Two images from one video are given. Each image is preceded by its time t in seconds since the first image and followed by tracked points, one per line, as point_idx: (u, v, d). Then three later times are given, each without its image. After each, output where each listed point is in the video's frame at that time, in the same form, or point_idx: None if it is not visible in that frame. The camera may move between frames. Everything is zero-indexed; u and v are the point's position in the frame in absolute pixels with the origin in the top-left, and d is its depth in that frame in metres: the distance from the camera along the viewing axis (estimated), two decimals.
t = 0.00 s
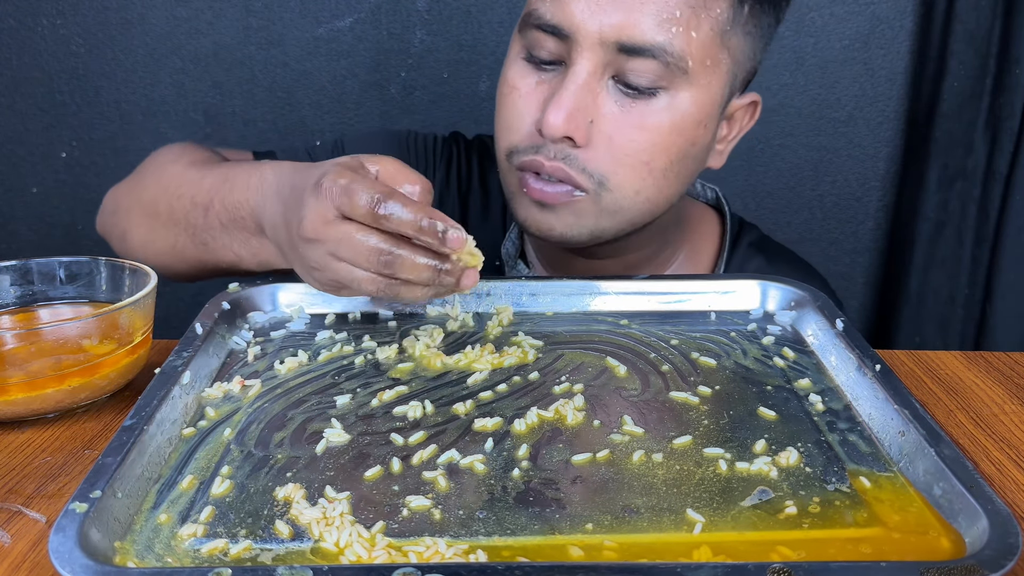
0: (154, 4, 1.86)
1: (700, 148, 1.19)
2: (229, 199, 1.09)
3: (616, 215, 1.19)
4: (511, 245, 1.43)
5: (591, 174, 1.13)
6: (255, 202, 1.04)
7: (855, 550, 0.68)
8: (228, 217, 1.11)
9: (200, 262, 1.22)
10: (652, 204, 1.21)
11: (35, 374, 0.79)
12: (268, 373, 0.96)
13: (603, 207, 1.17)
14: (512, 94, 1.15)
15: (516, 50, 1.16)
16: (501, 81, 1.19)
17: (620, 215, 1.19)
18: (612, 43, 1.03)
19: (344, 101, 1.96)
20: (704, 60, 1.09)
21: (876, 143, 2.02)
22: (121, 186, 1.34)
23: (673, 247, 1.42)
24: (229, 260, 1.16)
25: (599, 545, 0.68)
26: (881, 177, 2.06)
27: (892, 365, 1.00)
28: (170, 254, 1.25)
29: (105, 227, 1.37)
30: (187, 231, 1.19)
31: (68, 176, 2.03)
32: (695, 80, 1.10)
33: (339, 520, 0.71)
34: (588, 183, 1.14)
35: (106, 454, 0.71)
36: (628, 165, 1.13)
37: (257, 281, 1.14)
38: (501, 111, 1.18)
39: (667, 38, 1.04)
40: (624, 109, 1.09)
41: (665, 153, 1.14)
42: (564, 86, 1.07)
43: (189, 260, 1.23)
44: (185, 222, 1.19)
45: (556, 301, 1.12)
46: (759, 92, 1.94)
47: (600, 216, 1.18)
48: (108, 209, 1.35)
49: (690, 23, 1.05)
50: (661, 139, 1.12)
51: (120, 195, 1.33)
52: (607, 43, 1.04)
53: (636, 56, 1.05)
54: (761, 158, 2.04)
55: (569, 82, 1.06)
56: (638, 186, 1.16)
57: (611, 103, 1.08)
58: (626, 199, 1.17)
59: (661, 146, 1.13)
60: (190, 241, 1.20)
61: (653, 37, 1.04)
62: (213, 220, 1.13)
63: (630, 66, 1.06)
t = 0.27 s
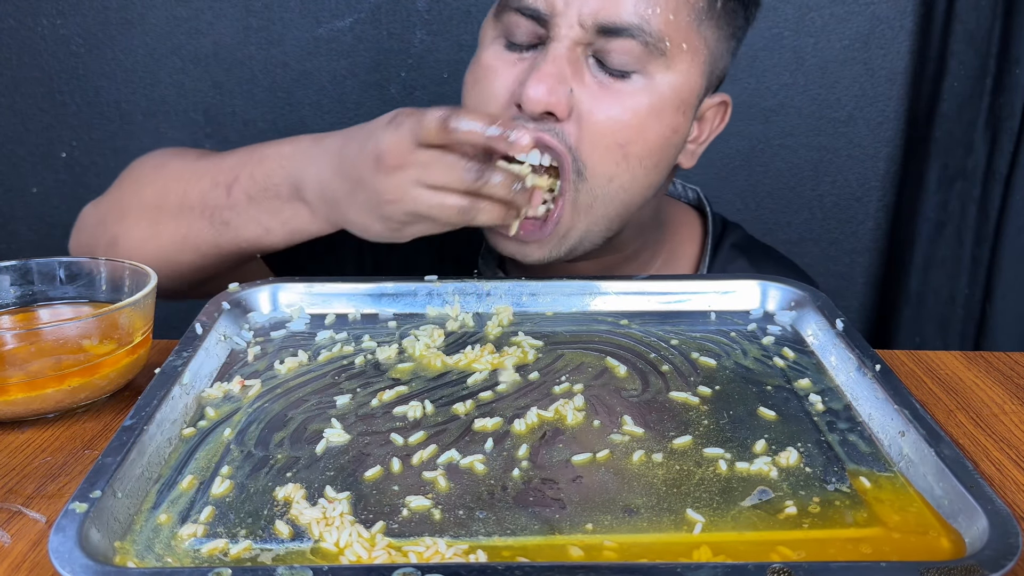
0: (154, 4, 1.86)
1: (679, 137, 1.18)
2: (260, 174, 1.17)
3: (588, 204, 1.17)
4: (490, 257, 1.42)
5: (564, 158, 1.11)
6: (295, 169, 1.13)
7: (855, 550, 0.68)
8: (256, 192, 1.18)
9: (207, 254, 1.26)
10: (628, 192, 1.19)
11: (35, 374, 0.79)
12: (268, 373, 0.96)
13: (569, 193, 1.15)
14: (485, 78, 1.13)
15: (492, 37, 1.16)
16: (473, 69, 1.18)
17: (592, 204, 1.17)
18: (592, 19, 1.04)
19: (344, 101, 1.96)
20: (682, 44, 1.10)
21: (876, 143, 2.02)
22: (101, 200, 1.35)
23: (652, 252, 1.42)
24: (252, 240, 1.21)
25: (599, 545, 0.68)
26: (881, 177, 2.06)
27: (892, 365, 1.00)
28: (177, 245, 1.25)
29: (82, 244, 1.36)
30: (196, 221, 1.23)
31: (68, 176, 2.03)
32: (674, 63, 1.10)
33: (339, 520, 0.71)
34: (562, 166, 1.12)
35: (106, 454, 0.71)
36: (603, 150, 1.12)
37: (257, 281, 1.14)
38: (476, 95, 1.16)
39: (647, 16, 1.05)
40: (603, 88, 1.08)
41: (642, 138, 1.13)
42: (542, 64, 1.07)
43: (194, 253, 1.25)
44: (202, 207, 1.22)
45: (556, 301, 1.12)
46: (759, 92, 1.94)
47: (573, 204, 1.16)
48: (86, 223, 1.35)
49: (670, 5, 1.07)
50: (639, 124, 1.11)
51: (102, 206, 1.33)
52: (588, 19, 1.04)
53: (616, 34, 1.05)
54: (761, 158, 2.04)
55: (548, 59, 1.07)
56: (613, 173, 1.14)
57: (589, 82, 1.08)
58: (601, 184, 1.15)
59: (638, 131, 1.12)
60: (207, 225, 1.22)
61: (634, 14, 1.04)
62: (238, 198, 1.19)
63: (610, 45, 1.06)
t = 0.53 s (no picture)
0: (154, 4, 1.86)
1: (657, 147, 1.17)
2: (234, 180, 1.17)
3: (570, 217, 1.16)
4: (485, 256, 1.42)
5: (543, 173, 1.11)
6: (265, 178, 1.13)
7: (855, 550, 0.68)
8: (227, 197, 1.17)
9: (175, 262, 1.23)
10: (604, 203, 1.18)
11: (35, 374, 0.79)
12: (268, 373, 0.96)
13: (550, 206, 1.14)
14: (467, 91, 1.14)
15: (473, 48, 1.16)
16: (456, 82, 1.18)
17: (574, 216, 1.16)
18: (569, 35, 1.03)
19: (345, 101, 1.96)
20: (662, 56, 1.09)
21: (876, 143, 2.02)
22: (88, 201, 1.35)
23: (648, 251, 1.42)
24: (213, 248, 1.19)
25: (599, 545, 0.68)
26: (881, 177, 2.06)
27: (892, 365, 1.00)
28: (148, 249, 1.23)
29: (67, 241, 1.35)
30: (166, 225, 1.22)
31: (68, 176, 2.03)
32: (653, 75, 1.10)
33: (339, 520, 0.71)
34: (540, 181, 1.11)
35: (106, 454, 0.71)
36: (582, 164, 1.11)
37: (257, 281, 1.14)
38: (457, 108, 1.16)
39: (625, 30, 1.04)
40: (580, 105, 1.08)
41: (619, 151, 1.12)
42: (519, 80, 1.06)
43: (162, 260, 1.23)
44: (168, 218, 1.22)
45: (556, 301, 1.12)
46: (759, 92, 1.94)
47: (554, 219, 1.16)
48: (72, 222, 1.34)
49: (648, 18, 1.06)
50: (617, 137, 1.11)
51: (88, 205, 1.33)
52: (564, 34, 1.03)
53: (593, 49, 1.04)
54: (761, 158, 2.04)
55: (524, 75, 1.06)
56: (589, 186, 1.14)
57: (566, 97, 1.07)
58: (578, 198, 1.15)
59: (615, 144, 1.11)
60: (169, 234, 1.22)
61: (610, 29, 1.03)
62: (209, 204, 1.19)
63: (587, 59, 1.05)
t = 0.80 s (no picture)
0: (154, 4, 1.86)
1: (678, 144, 1.19)
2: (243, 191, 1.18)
3: (597, 218, 1.18)
4: (493, 248, 1.41)
5: (570, 180, 1.13)
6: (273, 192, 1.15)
7: (855, 550, 0.68)
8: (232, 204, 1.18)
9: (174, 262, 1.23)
10: (631, 205, 1.20)
11: (35, 374, 0.79)
12: (268, 373, 0.96)
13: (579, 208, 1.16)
14: (483, 103, 1.14)
15: (484, 59, 1.16)
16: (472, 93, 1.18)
17: (600, 217, 1.18)
18: (584, 49, 1.03)
19: (344, 101, 1.96)
20: (678, 57, 1.10)
21: (876, 143, 2.02)
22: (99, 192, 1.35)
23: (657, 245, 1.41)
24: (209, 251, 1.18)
25: (599, 545, 0.68)
26: (881, 177, 2.06)
27: (892, 365, 1.00)
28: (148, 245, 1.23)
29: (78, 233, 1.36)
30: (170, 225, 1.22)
31: (68, 176, 2.03)
32: (671, 77, 1.10)
33: (339, 520, 0.71)
34: (567, 188, 1.13)
35: (106, 454, 0.71)
36: (607, 168, 1.13)
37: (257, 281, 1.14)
38: (475, 120, 1.17)
39: (639, 38, 1.04)
40: (601, 114, 1.09)
41: (643, 153, 1.14)
42: (538, 96, 1.07)
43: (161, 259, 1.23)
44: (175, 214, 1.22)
45: (556, 301, 1.12)
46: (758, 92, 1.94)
47: (582, 221, 1.17)
48: (82, 213, 1.35)
49: (661, 23, 1.06)
50: (640, 140, 1.12)
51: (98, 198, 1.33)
52: (580, 48, 1.04)
53: (610, 59, 1.05)
54: (761, 158, 2.04)
55: (542, 91, 1.06)
56: (617, 188, 1.16)
57: (586, 107, 1.08)
58: (606, 200, 1.17)
59: (639, 147, 1.13)
60: (172, 229, 1.21)
61: (625, 39, 1.04)
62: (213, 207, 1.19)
63: (605, 69, 1.06)
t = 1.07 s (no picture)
0: (154, 4, 1.86)
1: (691, 142, 1.19)
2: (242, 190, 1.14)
3: (602, 207, 1.17)
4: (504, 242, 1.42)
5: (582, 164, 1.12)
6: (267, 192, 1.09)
7: (855, 550, 0.68)
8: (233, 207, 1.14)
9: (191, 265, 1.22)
10: (639, 196, 1.20)
11: (35, 374, 0.79)
12: (268, 373, 0.96)
13: (583, 195, 1.15)
14: (507, 81, 1.14)
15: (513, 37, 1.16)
16: (497, 70, 1.17)
17: (606, 206, 1.18)
18: (613, 33, 1.03)
19: (344, 101, 1.96)
20: (702, 55, 1.10)
21: (876, 143, 2.02)
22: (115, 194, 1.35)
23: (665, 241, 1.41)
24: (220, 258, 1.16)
25: (599, 545, 0.68)
26: (881, 177, 2.06)
27: (892, 365, 1.00)
28: (166, 250, 1.23)
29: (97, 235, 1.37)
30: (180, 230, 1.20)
31: (68, 176, 2.03)
32: (692, 74, 1.11)
33: (339, 520, 0.71)
34: (579, 172, 1.12)
35: (106, 454, 0.71)
36: (619, 157, 1.13)
37: (257, 281, 1.14)
38: (496, 98, 1.16)
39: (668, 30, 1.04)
40: (621, 101, 1.08)
41: (656, 145, 1.14)
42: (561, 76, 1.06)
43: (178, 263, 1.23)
44: (184, 219, 1.21)
45: (556, 301, 1.12)
46: (758, 92, 1.94)
47: (587, 208, 1.16)
48: (98, 215, 1.35)
49: (690, 18, 1.05)
50: (654, 132, 1.12)
51: (114, 199, 1.33)
52: (608, 33, 1.03)
53: (636, 48, 1.04)
54: (761, 158, 2.04)
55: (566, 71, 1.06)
56: (626, 178, 1.16)
57: (607, 93, 1.08)
58: (613, 189, 1.16)
59: (653, 138, 1.13)
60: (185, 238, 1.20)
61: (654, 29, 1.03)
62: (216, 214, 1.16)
63: (630, 58, 1.05)
